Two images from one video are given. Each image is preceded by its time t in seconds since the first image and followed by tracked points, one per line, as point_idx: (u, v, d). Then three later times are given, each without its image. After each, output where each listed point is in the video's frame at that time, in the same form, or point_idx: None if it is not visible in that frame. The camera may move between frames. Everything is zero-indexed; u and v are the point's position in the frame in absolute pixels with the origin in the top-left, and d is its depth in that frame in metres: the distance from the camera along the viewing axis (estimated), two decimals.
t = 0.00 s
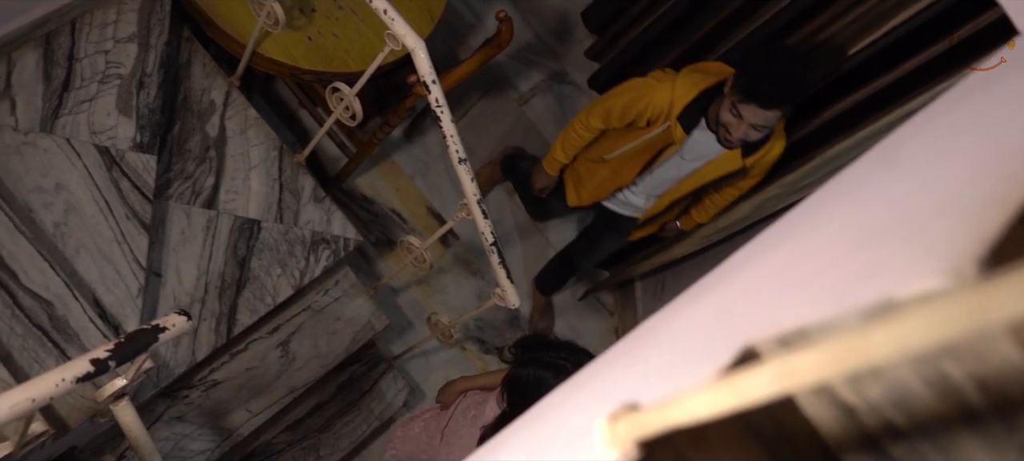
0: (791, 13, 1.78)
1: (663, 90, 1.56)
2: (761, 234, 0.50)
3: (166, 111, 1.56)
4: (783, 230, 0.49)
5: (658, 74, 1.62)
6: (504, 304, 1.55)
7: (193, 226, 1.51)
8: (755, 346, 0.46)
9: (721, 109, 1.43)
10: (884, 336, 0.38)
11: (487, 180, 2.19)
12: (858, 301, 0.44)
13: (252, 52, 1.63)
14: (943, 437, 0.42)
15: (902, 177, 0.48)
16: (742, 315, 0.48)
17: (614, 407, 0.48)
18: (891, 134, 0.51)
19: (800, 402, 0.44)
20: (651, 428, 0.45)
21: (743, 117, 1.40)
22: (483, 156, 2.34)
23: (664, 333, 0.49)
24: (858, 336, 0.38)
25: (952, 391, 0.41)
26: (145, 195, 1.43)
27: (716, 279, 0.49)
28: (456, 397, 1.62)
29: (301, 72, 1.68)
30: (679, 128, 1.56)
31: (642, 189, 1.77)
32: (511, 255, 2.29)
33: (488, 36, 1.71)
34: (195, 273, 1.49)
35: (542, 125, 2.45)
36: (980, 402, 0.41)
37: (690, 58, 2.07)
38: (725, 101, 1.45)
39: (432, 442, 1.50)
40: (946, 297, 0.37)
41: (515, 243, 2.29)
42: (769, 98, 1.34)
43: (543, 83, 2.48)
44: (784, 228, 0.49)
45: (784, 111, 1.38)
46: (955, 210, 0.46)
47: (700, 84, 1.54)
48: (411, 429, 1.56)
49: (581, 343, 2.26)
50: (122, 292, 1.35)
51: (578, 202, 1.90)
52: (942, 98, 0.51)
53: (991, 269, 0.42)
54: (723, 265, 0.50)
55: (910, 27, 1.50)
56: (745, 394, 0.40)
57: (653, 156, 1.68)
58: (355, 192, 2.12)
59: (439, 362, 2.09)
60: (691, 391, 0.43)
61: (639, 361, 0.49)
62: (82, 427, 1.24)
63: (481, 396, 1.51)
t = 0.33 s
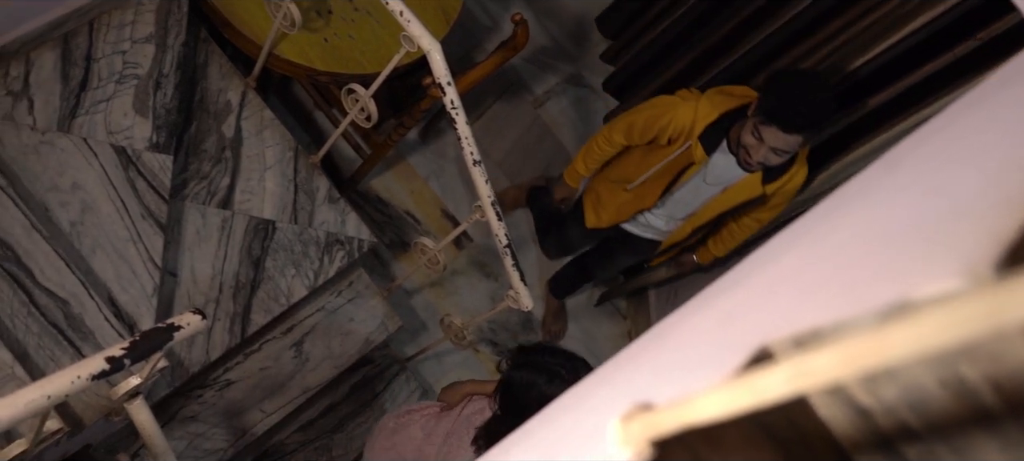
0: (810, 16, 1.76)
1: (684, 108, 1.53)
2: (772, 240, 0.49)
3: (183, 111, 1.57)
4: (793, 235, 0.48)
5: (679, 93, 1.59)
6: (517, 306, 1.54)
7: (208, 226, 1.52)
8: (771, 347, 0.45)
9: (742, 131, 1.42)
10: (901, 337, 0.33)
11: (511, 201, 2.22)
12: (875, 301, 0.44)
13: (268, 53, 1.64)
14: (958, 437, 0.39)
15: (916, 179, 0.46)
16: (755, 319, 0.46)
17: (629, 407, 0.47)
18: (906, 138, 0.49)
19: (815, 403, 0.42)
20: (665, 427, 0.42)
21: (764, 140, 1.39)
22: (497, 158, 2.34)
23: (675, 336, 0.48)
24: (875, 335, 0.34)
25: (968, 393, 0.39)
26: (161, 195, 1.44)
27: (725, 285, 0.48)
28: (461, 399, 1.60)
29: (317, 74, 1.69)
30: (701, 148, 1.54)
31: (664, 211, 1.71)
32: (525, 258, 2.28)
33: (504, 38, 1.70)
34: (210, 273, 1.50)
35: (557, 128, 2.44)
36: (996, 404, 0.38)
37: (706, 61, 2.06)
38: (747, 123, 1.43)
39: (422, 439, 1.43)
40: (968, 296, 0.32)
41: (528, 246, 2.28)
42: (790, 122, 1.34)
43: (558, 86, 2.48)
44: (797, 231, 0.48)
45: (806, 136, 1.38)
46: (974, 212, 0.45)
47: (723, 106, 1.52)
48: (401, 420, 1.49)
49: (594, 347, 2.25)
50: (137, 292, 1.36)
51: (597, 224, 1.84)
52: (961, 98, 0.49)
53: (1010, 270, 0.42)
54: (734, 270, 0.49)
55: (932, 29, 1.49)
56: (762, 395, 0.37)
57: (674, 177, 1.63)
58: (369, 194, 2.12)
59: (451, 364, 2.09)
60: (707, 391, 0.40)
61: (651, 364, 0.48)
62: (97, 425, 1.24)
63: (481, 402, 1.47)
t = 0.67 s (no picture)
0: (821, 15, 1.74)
1: (701, 117, 1.53)
2: (782, 238, 0.49)
3: (195, 108, 1.57)
4: (805, 233, 0.47)
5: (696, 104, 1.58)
6: (527, 304, 1.53)
7: (219, 222, 1.53)
8: (782, 340, 0.44)
9: (756, 146, 1.41)
10: (916, 332, 0.34)
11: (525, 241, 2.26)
12: (886, 295, 0.43)
13: (280, 50, 1.64)
14: (971, 435, 0.38)
15: (928, 176, 0.46)
16: (766, 314, 0.46)
17: (638, 403, 0.46)
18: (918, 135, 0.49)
19: (826, 400, 0.41)
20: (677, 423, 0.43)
21: (777, 155, 1.38)
22: (508, 156, 2.33)
23: (685, 335, 0.48)
24: (889, 331, 0.35)
25: (980, 389, 0.38)
26: (173, 193, 1.45)
27: (736, 282, 0.48)
28: (472, 392, 1.53)
29: (329, 71, 1.69)
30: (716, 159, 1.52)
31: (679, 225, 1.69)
32: (535, 257, 2.27)
33: (516, 35, 1.69)
34: (222, 269, 1.50)
35: (568, 126, 2.42)
36: (1009, 401, 0.38)
37: (717, 60, 2.04)
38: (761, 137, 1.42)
39: (426, 433, 1.44)
40: (981, 293, 0.33)
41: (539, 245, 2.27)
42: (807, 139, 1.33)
43: (569, 84, 2.46)
44: (809, 228, 0.47)
45: (821, 152, 1.36)
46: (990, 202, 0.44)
47: (740, 118, 1.52)
48: (409, 409, 1.49)
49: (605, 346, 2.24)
50: (149, 288, 1.37)
51: (608, 236, 1.80)
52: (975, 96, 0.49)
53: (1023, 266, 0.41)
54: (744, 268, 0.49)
55: (945, 29, 1.48)
56: (774, 390, 0.38)
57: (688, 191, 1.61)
58: (379, 191, 2.12)
59: (461, 361, 2.09)
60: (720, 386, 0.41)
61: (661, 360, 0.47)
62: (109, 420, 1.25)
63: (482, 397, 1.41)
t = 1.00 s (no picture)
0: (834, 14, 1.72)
1: (716, 127, 1.51)
2: (793, 237, 0.49)
3: (208, 104, 1.57)
4: (817, 230, 0.48)
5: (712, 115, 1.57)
6: (538, 301, 1.53)
7: (232, 219, 1.53)
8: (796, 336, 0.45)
9: (769, 157, 1.39)
10: (927, 328, 0.34)
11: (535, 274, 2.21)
12: (898, 292, 0.43)
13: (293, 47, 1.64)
14: (983, 433, 0.40)
15: (938, 174, 0.46)
16: (778, 311, 0.46)
17: (650, 398, 0.47)
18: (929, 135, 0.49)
19: (838, 397, 0.43)
20: (682, 416, 0.43)
21: (790, 167, 1.36)
22: (519, 154, 2.33)
23: (701, 331, 0.48)
24: (901, 329, 0.35)
25: (994, 387, 0.40)
26: (185, 188, 1.44)
27: (747, 279, 0.49)
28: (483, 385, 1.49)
29: (342, 68, 1.70)
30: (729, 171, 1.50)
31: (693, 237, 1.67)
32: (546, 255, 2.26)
33: (529, 32, 1.68)
34: (234, 266, 1.51)
35: (580, 124, 2.41)
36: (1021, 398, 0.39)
37: (728, 58, 2.02)
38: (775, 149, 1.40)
39: (433, 425, 1.43)
40: (994, 288, 0.33)
41: (550, 243, 2.27)
42: (820, 150, 1.29)
43: (581, 82, 2.45)
44: (820, 227, 0.48)
45: (834, 167, 1.33)
46: (1001, 200, 0.44)
47: (755, 129, 1.49)
48: (416, 400, 1.49)
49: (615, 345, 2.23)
50: (160, 283, 1.37)
51: (620, 247, 1.80)
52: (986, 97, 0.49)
53: None
54: (755, 265, 0.49)
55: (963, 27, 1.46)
56: (787, 387, 0.38)
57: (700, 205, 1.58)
58: (390, 188, 2.12)
59: (472, 359, 2.09)
60: (732, 383, 0.41)
61: (673, 357, 0.48)
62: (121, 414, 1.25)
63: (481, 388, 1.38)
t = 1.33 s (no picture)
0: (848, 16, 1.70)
1: (728, 142, 1.53)
2: (805, 240, 0.48)
3: (221, 104, 1.58)
4: (829, 234, 0.47)
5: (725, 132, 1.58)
6: (549, 304, 1.52)
7: (243, 219, 1.54)
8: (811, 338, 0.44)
9: (779, 174, 1.38)
10: (938, 333, 0.37)
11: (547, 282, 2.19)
12: (912, 294, 0.43)
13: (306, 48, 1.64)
14: (998, 437, 0.39)
15: (952, 179, 0.45)
16: (791, 315, 0.46)
17: (663, 399, 0.46)
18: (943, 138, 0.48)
19: (851, 400, 0.42)
20: (696, 418, 0.44)
21: (799, 184, 1.34)
22: (532, 155, 2.33)
23: (713, 333, 0.48)
24: (913, 333, 0.38)
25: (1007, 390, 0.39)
26: (198, 188, 1.45)
27: (758, 283, 0.48)
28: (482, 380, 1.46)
29: (355, 69, 1.70)
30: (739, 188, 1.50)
31: (702, 255, 1.64)
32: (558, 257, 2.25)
33: (542, 34, 1.67)
34: (245, 266, 1.51)
35: (592, 126, 2.40)
36: None
37: (741, 60, 2.01)
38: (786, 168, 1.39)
39: (435, 421, 1.39)
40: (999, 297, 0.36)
41: (561, 246, 2.26)
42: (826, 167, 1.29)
43: (594, 84, 2.44)
44: (832, 230, 0.47)
45: (843, 188, 1.32)
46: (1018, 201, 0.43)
47: (766, 147, 1.50)
48: (419, 396, 1.45)
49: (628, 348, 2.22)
50: (173, 284, 1.38)
51: (627, 263, 1.76)
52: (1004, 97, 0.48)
53: None
54: (766, 270, 0.49)
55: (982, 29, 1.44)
56: (801, 387, 0.40)
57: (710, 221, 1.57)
58: (402, 189, 2.12)
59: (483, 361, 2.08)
60: (744, 384, 0.43)
61: (683, 361, 0.47)
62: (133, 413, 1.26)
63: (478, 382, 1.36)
